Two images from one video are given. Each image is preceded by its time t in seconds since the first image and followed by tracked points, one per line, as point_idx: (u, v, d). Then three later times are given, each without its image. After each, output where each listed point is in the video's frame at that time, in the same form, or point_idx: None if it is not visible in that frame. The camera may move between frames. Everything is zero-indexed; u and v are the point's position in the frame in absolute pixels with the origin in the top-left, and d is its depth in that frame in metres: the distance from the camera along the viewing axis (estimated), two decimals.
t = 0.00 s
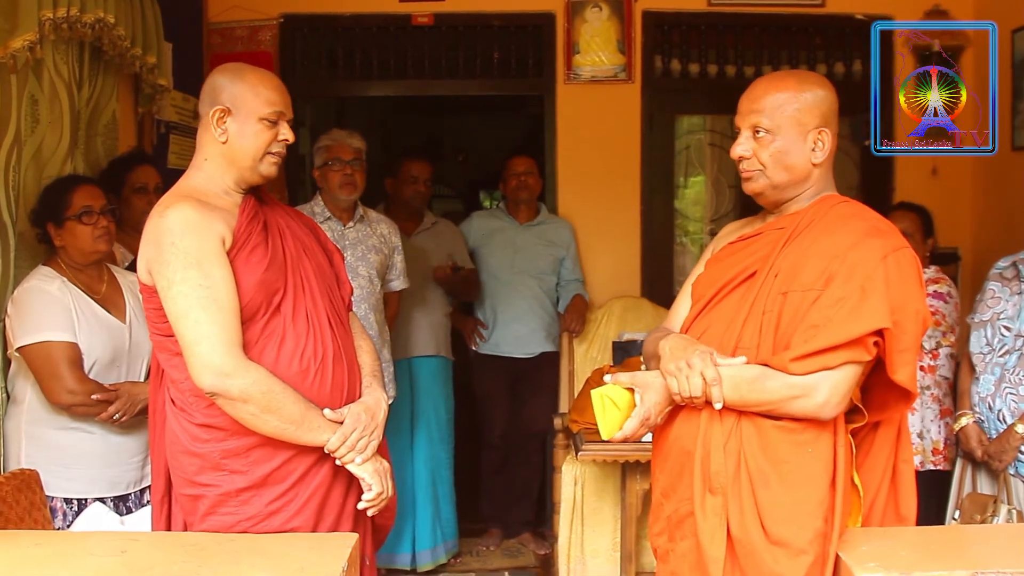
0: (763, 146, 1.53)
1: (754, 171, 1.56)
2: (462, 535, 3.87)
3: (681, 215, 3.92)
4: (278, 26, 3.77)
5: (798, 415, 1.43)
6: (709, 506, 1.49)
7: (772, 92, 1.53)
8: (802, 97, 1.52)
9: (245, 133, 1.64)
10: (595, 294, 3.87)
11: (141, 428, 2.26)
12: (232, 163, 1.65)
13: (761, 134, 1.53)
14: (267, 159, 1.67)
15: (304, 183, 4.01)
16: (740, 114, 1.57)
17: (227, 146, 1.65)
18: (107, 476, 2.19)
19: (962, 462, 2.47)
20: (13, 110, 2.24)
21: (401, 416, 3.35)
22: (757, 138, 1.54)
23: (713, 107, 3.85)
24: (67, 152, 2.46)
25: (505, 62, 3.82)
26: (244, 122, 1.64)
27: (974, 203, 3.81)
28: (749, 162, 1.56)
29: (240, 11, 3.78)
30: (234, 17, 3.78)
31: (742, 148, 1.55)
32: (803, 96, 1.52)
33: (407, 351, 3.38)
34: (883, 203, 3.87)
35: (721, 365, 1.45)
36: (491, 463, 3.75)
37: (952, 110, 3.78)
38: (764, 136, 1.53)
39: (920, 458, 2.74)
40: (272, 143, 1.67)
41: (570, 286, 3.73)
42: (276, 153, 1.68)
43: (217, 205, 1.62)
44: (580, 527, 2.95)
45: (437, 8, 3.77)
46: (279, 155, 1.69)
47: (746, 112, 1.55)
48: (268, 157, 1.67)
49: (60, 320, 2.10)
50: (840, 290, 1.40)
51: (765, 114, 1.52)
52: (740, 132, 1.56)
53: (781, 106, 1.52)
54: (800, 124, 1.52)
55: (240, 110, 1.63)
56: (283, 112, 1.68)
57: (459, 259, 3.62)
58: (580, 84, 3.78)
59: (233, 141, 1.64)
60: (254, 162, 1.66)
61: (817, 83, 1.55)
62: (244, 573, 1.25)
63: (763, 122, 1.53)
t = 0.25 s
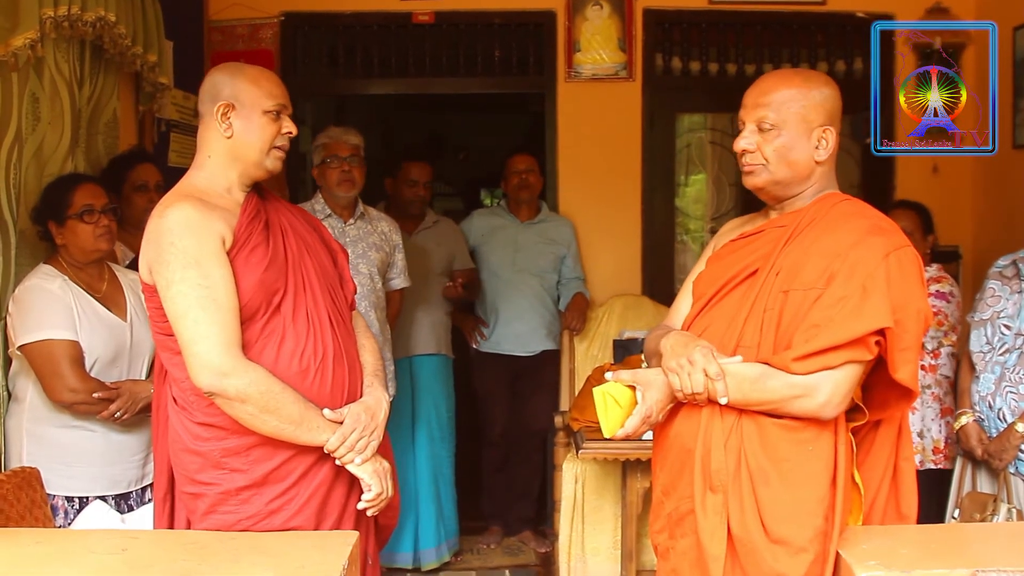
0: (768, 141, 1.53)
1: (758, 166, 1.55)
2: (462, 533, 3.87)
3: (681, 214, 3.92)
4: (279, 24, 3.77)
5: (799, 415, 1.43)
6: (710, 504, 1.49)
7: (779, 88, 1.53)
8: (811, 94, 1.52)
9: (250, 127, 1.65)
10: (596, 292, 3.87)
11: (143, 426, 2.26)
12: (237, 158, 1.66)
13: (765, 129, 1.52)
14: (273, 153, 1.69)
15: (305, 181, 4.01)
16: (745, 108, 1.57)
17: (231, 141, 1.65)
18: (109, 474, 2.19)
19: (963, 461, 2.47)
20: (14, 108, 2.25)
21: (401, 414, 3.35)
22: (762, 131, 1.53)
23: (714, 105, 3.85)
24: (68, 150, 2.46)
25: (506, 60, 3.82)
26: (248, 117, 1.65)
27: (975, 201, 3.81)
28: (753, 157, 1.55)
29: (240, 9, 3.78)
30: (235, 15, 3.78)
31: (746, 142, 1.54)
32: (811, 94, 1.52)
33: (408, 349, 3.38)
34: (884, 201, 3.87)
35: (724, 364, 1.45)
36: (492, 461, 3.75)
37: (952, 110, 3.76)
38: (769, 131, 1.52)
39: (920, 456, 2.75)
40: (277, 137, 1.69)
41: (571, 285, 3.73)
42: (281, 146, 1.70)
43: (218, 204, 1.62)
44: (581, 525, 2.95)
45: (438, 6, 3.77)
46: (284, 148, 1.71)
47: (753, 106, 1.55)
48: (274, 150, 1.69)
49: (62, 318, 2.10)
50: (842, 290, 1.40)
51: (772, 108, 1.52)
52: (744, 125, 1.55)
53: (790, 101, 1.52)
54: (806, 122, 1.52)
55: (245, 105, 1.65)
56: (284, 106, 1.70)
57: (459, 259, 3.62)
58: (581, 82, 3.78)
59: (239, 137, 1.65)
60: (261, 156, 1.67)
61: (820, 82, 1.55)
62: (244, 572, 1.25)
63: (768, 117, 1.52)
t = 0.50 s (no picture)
0: (781, 136, 1.52)
1: (771, 160, 1.53)
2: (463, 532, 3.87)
3: (682, 212, 3.93)
4: (279, 22, 3.77)
5: (801, 412, 1.43)
6: (711, 503, 1.49)
7: (778, 88, 1.53)
8: (817, 89, 1.54)
9: (248, 124, 1.65)
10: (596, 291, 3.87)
11: (144, 425, 2.26)
12: (234, 155, 1.66)
13: (779, 124, 1.51)
14: (270, 148, 1.68)
15: (306, 180, 4.01)
16: (750, 104, 1.55)
17: (229, 138, 1.65)
18: (110, 473, 2.19)
19: (963, 460, 2.47)
20: (14, 107, 2.25)
21: (401, 412, 3.35)
22: (775, 127, 1.52)
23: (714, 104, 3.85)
24: (69, 148, 2.46)
25: (507, 59, 3.82)
26: (246, 114, 1.65)
27: (975, 200, 3.80)
28: (765, 151, 1.53)
29: (241, 8, 3.78)
30: (236, 13, 3.78)
31: (758, 136, 1.53)
32: (818, 90, 1.54)
33: (408, 348, 3.38)
34: (885, 201, 3.87)
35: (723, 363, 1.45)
36: (493, 460, 3.75)
37: (953, 110, 3.73)
38: (782, 126, 1.52)
39: (918, 454, 2.75)
40: (275, 133, 1.68)
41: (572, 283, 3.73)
42: (277, 143, 1.69)
43: (217, 203, 1.62)
44: (581, 524, 2.95)
45: (439, 4, 3.77)
46: (280, 146, 1.70)
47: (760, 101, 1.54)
48: (270, 147, 1.68)
49: (63, 317, 2.10)
50: (842, 287, 1.40)
51: (784, 103, 1.51)
52: (754, 120, 1.54)
53: (798, 95, 1.52)
54: (817, 119, 1.53)
55: (242, 101, 1.65)
56: (281, 101, 1.70)
57: (460, 257, 3.62)
58: (582, 81, 3.78)
59: (237, 133, 1.65)
60: (258, 153, 1.67)
61: (817, 83, 1.55)
62: (244, 570, 1.25)
63: (781, 112, 1.51)
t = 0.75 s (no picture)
0: (779, 132, 1.52)
1: (767, 156, 1.53)
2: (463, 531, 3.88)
3: (682, 211, 3.94)
4: (280, 21, 3.77)
5: (801, 413, 1.43)
6: (712, 504, 1.49)
7: (778, 86, 1.53)
8: (818, 89, 1.55)
9: (248, 123, 1.65)
10: (597, 290, 3.87)
11: (145, 424, 2.27)
12: (234, 154, 1.66)
13: (778, 120, 1.52)
14: (270, 145, 1.69)
15: (307, 179, 4.01)
16: (751, 100, 1.56)
17: (228, 137, 1.66)
18: (110, 472, 2.20)
19: (962, 460, 2.47)
20: (15, 106, 2.25)
21: (401, 411, 3.35)
22: (774, 123, 1.52)
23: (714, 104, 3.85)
24: (70, 147, 2.46)
25: (507, 58, 3.82)
26: (245, 113, 1.65)
27: (976, 200, 3.80)
28: (762, 146, 1.53)
29: (242, 7, 3.78)
30: (237, 12, 3.78)
31: (755, 131, 1.53)
32: (819, 90, 1.55)
33: (408, 348, 3.38)
34: (885, 201, 3.87)
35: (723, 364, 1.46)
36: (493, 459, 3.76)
37: (952, 110, 3.69)
38: (781, 123, 1.52)
39: (914, 454, 2.75)
40: (274, 131, 1.69)
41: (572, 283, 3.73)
42: (277, 142, 1.70)
43: (216, 202, 1.62)
44: (581, 523, 2.95)
45: (440, 3, 3.76)
46: (280, 144, 1.71)
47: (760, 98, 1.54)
48: (270, 145, 1.69)
49: (63, 316, 2.11)
50: (842, 287, 1.40)
51: (784, 100, 1.52)
52: (753, 116, 1.54)
53: (799, 94, 1.53)
54: (817, 118, 1.53)
55: (241, 100, 1.65)
56: (280, 99, 1.70)
57: (460, 256, 3.62)
58: (582, 81, 3.78)
59: (235, 132, 1.65)
60: (257, 151, 1.67)
61: (817, 83, 1.55)
62: (244, 569, 1.25)
63: (780, 108, 1.52)
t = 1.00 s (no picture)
0: (782, 127, 1.52)
1: (769, 152, 1.53)
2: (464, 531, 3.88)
3: (682, 210, 3.94)
4: (281, 21, 3.77)
5: (805, 411, 1.43)
6: (715, 503, 1.49)
7: (781, 84, 1.54)
8: (821, 88, 1.55)
9: (246, 120, 1.65)
10: (597, 290, 3.87)
11: (146, 423, 2.27)
12: (234, 152, 1.66)
13: (781, 115, 1.52)
14: (268, 142, 1.68)
15: (307, 178, 4.01)
16: (754, 97, 1.56)
17: (227, 134, 1.65)
18: (112, 471, 2.20)
19: (962, 460, 2.47)
20: (15, 106, 2.25)
21: (401, 411, 3.35)
22: (777, 118, 1.52)
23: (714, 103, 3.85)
24: (70, 146, 2.46)
25: (507, 58, 3.82)
26: (243, 110, 1.65)
27: (976, 200, 3.80)
28: (764, 140, 1.53)
29: (242, 6, 3.77)
30: (237, 11, 3.78)
31: (758, 125, 1.53)
32: (822, 90, 1.55)
33: (408, 347, 3.37)
34: (886, 200, 3.87)
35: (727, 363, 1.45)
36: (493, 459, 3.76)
37: (952, 110, 3.70)
38: (783, 118, 1.52)
39: (914, 454, 2.75)
40: (272, 127, 1.68)
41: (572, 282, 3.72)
42: (275, 139, 1.69)
43: (215, 202, 1.62)
44: (581, 523, 2.95)
45: (440, 3, 3.76)
46: (279, 142, 1.70)
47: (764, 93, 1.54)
48: (268, 142, 1.69)
49: (65, 315, 2.10)
50: (846, 286, 1.40)
51: (787, 96, 1.52)
52: (756, 111, 1.54)
53: (802, 93, 1.53)
54: (819, 115, 1.53)
55: (239, 98, 1.65)
56: (279, 96, 1.70)
57: (460, 255, 3.62)
58: (582, 80, 3.78)
59: (234, 130, 1.65)
60: (256, 149, 1.67)
61: (821, 83, 1.56)
62: (244, 569, 1.25)
63: (783, 104, 1.52)
